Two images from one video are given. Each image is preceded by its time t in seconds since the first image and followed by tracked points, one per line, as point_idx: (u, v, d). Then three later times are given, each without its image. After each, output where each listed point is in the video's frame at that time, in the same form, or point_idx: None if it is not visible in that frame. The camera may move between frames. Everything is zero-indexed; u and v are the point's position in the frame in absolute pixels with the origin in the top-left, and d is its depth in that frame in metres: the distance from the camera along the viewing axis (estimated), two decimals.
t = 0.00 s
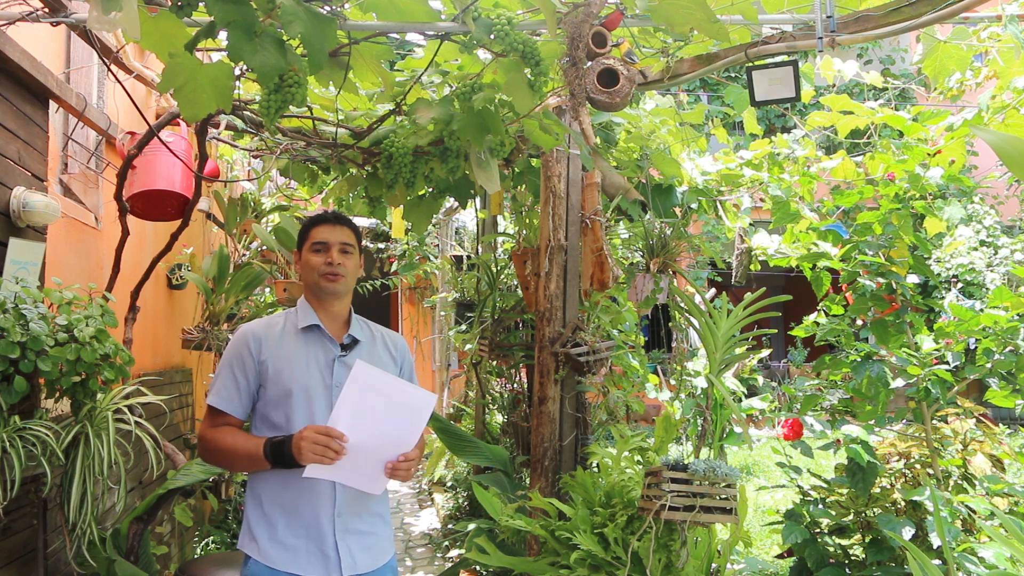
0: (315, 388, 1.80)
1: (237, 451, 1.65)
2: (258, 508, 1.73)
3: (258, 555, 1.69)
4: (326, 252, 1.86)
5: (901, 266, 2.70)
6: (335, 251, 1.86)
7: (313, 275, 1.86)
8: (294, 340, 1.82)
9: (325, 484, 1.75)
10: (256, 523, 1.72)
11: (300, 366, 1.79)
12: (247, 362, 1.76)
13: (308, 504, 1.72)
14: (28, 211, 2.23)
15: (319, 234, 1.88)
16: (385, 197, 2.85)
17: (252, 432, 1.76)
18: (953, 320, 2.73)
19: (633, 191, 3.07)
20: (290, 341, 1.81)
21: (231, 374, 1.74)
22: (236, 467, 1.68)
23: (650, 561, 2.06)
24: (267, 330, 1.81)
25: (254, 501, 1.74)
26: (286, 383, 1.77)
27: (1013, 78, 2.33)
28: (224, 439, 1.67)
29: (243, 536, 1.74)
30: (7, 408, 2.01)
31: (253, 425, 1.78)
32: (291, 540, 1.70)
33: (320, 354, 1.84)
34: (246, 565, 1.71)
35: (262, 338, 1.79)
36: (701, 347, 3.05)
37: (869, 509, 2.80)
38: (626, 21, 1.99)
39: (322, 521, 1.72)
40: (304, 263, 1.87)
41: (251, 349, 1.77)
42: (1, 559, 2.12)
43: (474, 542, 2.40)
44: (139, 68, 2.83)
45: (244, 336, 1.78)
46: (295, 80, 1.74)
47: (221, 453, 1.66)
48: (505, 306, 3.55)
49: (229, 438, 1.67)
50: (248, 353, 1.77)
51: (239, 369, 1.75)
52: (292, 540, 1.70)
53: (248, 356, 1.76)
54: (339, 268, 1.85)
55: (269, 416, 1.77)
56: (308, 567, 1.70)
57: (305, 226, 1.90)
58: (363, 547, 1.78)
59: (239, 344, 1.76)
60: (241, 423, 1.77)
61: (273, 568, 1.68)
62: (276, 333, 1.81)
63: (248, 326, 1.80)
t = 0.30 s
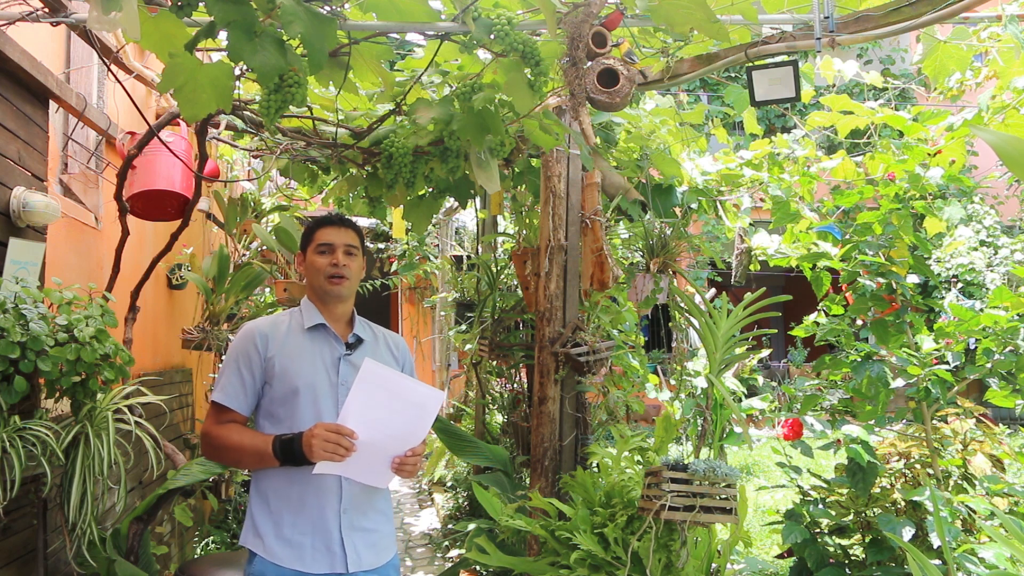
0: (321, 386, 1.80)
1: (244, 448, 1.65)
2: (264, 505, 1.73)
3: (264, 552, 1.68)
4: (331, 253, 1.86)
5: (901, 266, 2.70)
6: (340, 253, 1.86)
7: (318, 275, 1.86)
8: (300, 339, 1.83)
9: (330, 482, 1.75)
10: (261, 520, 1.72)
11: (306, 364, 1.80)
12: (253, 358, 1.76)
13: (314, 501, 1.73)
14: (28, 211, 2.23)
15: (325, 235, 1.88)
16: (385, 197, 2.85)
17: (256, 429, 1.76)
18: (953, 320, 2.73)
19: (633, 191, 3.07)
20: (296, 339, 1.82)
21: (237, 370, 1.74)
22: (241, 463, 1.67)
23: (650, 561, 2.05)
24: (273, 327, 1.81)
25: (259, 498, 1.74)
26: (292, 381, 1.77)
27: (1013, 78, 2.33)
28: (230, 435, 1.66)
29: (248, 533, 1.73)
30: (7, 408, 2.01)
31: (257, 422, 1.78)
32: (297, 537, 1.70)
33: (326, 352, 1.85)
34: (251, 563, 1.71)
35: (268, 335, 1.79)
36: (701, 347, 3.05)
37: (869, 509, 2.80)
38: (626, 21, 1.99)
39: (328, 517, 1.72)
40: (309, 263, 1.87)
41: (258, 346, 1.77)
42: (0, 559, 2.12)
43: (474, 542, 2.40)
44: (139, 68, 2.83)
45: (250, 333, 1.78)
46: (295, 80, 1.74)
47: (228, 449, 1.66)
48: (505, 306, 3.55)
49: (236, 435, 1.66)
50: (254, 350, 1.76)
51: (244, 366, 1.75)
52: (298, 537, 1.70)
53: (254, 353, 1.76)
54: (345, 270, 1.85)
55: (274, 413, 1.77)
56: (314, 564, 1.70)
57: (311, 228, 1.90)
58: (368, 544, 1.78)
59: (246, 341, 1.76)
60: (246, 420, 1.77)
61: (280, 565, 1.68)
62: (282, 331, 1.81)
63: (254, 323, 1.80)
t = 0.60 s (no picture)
0: (322, 385, 1.80)
1: (246, 447, 1.64)
2: (265, 505, 1.73)
3: (264, 552, 1.69)
4: (335, 251, 1.85)
5: (901, 266, 2.70)
6: (343, 251, 1.86)
7: (321, 274, 1.86)
8: (301, 339, 1.82)
9: (331, 481, 1.75)
10: (262, 520, 1.72)
11: (307, 364, 1.80)
12: (254, 360, 1.76)
13: (314, 501, 1.72)
14: (28, 211, 2.23)
15: (327, 234, 1.88)
16: (385, 197, 2.85)
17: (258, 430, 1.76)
18: (953, 320, 2.73)
19: (633, 191, 3.07)
20: (297, 340, 1.82)
21: (238, 372, 1.74)
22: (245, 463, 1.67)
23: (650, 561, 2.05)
24: (273, 328, 1.81)
25: (260, 498, 1.73)
26: (293, 382, 1.77)
27: (1013, 78, 2.33)
28: (232, 436, 1.66)
29: (249, 534, 1.73)
30: (7, 408, 2.01)
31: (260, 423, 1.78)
32: (297, 537, 1.70)
33: (327, 352, 1.84)
34: (252, 563, 1.71)
35: (269, 337, 1.79)
36: (701, 347, 3.05)
37: (869, 509, 2.80)
38: (626, 21, 1.99)
39: (328, 517, 1.72)
40: (312, 262, 1.87)
41: (258, 347, 1.77)
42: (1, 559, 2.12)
43: (474, 542, 2.40)
44: (139, 68, 2.83)
45: (251, 335, 1.78)
46: (295, 80, 1.74)
47: (231, 449, 1.66)
48: (505, 306, 3.55)
49: (237, 435, 1.66)
50: (255, 352, 1.77)
51: (246, 367, 1.75)
52: (298, 537, 1.70)
53: (256, 354, 1.76)
54: (348, 267, 1.86)
55: (276, 414, 1.77)
56: (315, 564, 1.70)
57: (314, 227, 1.89)
58: (368, 543, 1.78)
59: (246, 342, 1.76)
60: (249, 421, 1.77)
61: (280, 565, 1.68)
62: (282, 332, 1.81)
63: (254, 324, 1.80)
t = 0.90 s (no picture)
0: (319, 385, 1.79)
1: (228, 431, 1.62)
2: (264, 503, 1.73)
3: (262, 550, 1.69)
4: (342, 253, 1.85)
5: (901, 266, 2.70)
6: (351, 254, 1.86)
7: (326, 274, 1.86)
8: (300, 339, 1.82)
9: (329, 481, 1.74)
10: (261, 518, 1.72)
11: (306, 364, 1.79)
12: (253, 359, 1.76)
13: (312, 500, 1.72)
14: (28, 211, 2.23)
15: (334, 236, 1.88)
16: (385, 197, 2.85)
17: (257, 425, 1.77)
18: (953, 320, 2.73)
19: (633, 191, 3.07)
20: (296, 339, 1.81)
21: (237, 370, 1.75)
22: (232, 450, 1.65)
23: (650, 561, 2.05)
24: (273, 327, 1.80)
25: (259, 496, 1.74)
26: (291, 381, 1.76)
27: (1013, 78, 2.33)
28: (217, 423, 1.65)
29: (248, 530, 1.74)
30: (7, 408, 2.01)
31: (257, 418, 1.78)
32: (295, 535, 1.70)
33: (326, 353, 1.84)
34: (251, 560, 1.72)
35: (268, 335, 1.79)
36: (701, 347, 3.05)
37: (869, 509, 2.80)
38: (626, 21, 1.99)
39: (326, 516, 1.72)
40: (319, 261, 1.87)
41: (257, 345, 1.77)
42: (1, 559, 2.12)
43: (474, 542, 2.40)
44: (139, 67, 2.83)
45: (250, 333, 1.78)
46: (295, 80, 1.74)
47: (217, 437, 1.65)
48: (505, 306, 3.55)
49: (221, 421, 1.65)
50: (253, 350, 1.77)
51: (244, 365, 1.75)
52: (296, 535, 1.70)
53: (254, 352, 1.77)
54: (355, 271, 1.85)
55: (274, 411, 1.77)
56: (312, 562, 1.70)
57: (323, 228, 1.89)
58: (367, 542, 1.77)
59: (245, 341, 1.76)
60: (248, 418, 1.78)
61: (278, 562, 1.69)
62: (282, 331, 1.81)
63: (254, 323, 1.80)
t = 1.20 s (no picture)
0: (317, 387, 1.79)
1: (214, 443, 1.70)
2: (261, 503, 1.74)
3: (258, 550, 1.70)
4: (339, 251, 1.86)
5: (901, 266, 2.70)
6: (347, 251, 1.86)
7: (324, 273, 1.86)
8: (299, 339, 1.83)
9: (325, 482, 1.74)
10: (258, 518, 1.73)
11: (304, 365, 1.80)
12: (251, 361, 1.77)
13: (308, 501, 1.72)
14: (28, 211, 2.23)
15: (331, 234, 1.88)
16: (385, 197, 2.85)
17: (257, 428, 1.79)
18: (953, 320, 2.73)
19: (633, 191, 3.07)
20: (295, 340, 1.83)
21: (236, 373, 1.76)
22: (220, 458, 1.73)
23: (650, 561, 2.05)
24: (271, 329, 1.82)
25: (256, 496, 1.75)
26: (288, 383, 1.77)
27: (1013, 78, 2.33)
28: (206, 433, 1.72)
29: (246, 530, 1.75)
30: (7, 408, 2.01)
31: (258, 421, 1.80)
32: (291, 536, 1.71)
33: (325, 353, 1.86)
34: (248, 560, 1.73)
35: (266, 337, 1.80)
36: (701, 347, 3.05)
37: (869, 509, 2.80)
38: (626, 21, 1.99)
39: (322, 517, 1.72)
40: (316, 261, 1.87)
41: (255, 348, 1.78)
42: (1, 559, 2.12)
43: (474, 542, 2.40)
44: (139, 67, 2.83)
45: (249, 336, 1.79)
46: (295, 80, 1.74)
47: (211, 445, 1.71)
48: (505, 306, 3.55)
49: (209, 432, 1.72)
50: (252, 353, 1.78)
51: (243, 368, 1.77)
52: (291, 536, 1.71)
53: (253, 355, 1.78)
54: (352, 268, 1.85)
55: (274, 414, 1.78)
56: (307, 563, 1.70)
57: (320, 227, 1.90)
58: (363, 544, 1.77)
59: (244, 343, 1.78)
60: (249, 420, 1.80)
61: (273, 563, 1.70)
62: (280, 332, 1.82)
63: (252, 325, 1.81)
